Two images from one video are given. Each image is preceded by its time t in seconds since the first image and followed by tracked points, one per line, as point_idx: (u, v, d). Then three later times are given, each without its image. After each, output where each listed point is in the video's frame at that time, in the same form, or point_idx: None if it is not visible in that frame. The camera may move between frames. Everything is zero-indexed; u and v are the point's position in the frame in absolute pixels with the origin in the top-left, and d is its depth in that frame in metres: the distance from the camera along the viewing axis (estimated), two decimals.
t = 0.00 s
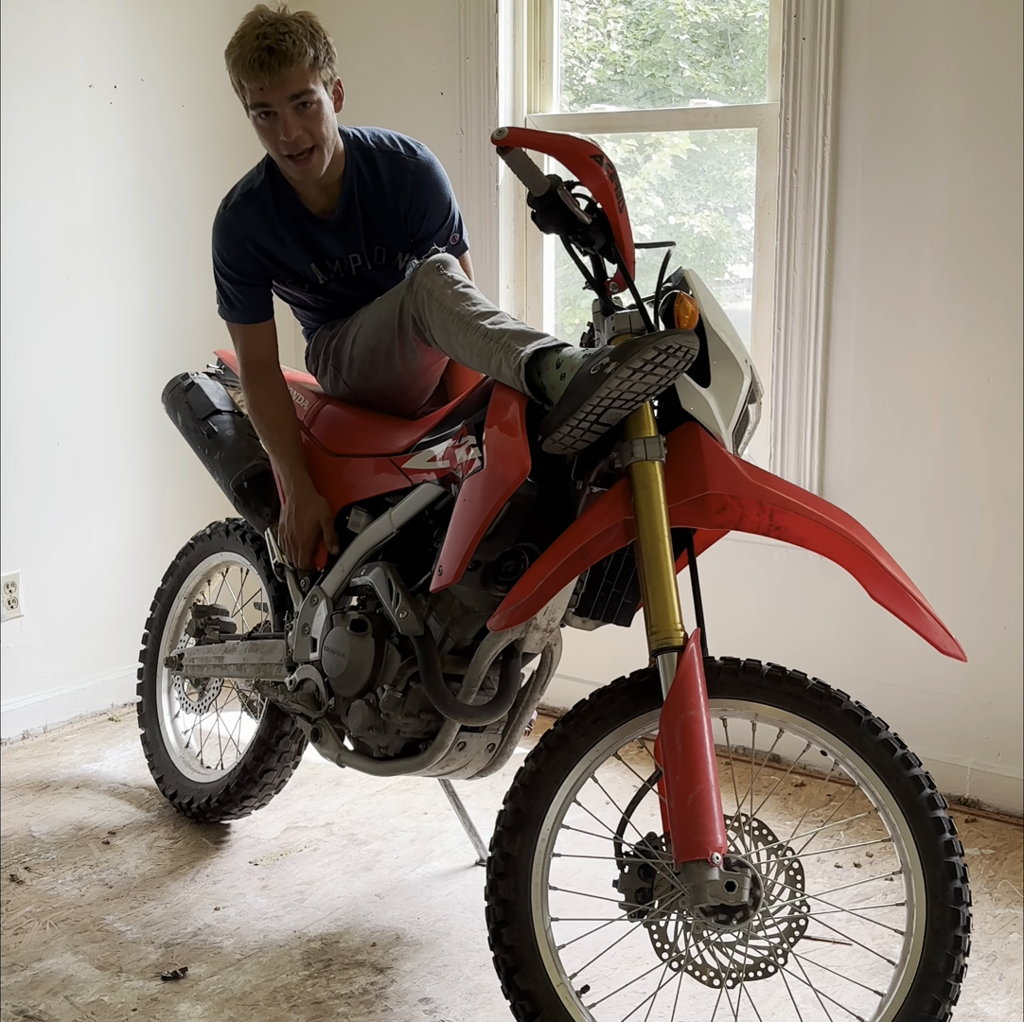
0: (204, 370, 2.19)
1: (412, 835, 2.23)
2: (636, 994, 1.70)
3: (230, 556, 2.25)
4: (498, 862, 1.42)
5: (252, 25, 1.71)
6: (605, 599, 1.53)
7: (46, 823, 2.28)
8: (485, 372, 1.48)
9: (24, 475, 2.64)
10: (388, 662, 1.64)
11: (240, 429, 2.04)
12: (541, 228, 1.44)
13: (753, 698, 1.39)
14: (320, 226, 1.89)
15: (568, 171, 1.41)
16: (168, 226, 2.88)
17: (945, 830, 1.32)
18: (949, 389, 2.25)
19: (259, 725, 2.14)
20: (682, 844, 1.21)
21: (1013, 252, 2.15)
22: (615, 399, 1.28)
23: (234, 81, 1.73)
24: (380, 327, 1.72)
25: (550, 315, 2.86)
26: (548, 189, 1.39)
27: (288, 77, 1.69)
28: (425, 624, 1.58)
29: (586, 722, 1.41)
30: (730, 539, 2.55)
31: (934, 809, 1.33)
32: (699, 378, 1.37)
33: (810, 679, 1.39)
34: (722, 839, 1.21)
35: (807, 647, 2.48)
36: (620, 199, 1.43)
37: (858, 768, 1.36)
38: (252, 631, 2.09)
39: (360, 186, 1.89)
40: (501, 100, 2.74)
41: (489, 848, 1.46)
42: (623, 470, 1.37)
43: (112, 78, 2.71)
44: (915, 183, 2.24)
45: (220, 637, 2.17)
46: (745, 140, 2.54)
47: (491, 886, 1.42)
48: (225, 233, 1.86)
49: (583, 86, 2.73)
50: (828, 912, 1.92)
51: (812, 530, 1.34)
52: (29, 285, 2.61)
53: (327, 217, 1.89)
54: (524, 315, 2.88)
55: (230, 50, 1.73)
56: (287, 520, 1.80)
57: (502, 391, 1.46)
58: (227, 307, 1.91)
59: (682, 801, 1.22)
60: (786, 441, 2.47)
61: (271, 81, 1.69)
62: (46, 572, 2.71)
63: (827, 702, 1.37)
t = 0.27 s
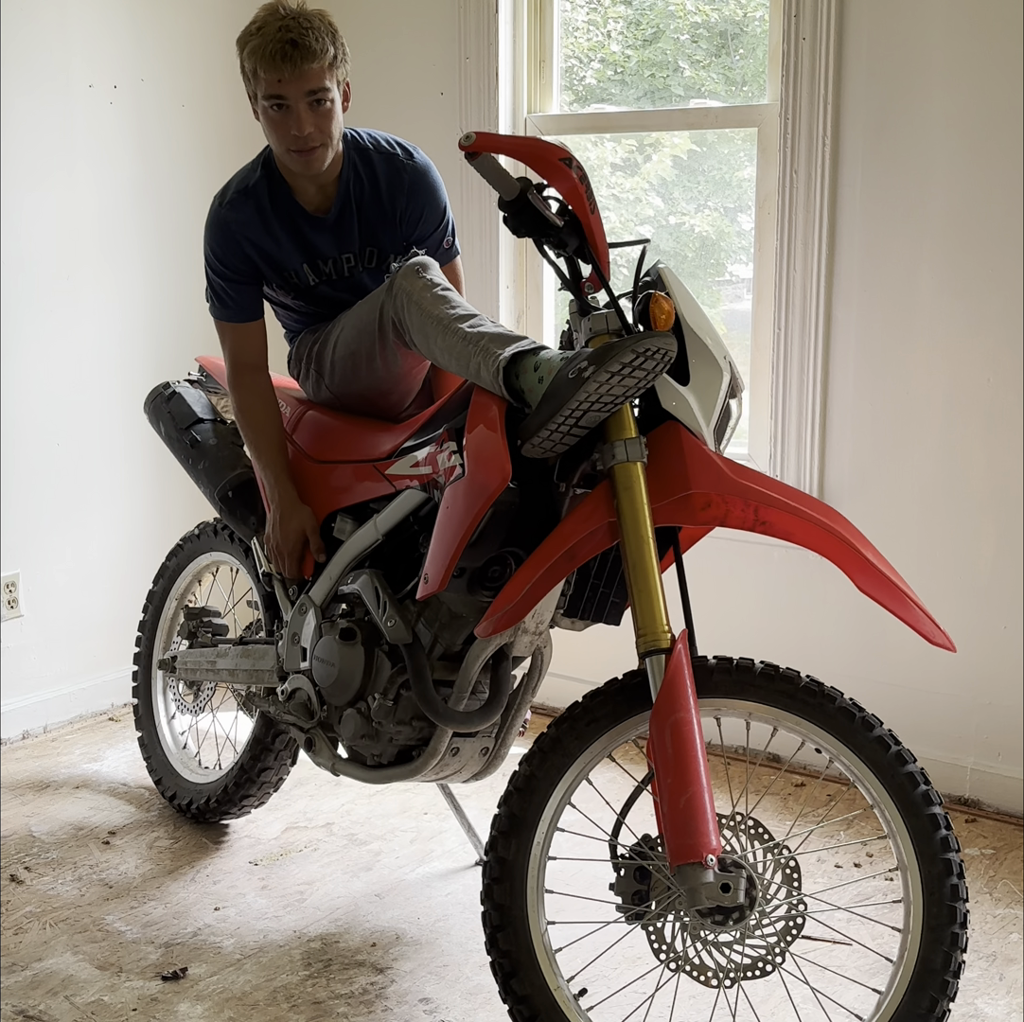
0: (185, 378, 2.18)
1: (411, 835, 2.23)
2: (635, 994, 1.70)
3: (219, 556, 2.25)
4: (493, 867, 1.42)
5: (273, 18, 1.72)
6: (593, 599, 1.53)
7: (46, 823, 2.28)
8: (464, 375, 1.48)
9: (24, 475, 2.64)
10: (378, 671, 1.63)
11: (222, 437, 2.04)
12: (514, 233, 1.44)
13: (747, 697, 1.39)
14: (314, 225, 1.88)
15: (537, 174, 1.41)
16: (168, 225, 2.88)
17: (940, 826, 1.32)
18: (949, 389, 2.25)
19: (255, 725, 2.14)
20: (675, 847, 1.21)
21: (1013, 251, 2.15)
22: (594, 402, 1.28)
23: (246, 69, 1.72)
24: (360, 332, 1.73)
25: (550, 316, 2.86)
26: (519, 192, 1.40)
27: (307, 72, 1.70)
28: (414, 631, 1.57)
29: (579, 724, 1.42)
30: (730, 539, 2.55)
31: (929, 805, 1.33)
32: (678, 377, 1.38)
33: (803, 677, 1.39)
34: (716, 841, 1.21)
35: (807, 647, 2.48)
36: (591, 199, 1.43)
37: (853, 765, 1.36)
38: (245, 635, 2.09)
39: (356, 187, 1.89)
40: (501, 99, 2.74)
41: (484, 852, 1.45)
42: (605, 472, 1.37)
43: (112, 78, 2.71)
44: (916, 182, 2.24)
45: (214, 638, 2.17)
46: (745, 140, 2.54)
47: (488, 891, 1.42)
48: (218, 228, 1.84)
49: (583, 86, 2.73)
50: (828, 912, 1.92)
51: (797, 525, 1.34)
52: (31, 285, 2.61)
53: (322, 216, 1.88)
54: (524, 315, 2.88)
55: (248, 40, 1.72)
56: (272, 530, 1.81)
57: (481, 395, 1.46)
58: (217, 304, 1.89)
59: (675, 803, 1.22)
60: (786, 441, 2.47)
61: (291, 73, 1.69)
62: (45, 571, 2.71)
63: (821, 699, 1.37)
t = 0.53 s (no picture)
0: (177, 382, 2.18)
1: (411, 835, 2.23)
2: (634, 994, 1.70)
3: (215, 556, 2.25)
4: (490, 870, 1.42)
5: (289, 20, 1.71)
6: (588, 600, 1.53)
7: (46, 823, 2.28)
8: (455, 376, 1.47)
9: (25, 475, 2.64)
10: (374, 675, 1.63)
11: (215, 440, 2.04)
12: (501, 234, 1.47)
13: (743, 697, 1.39)
14: (311, 228, 1.89)
15: (524, 176, 1.42)
16: (169, 225, 2.88)
17: (938, 824, 1.32)
18: (949, 388, 2.25)
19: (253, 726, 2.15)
20: (672, 849, 1.21)
21: (1013, 250, 2.15)
22: (584, 405, 1.29)
23: (259, 68, 1.71)
24: (352, 334, 1.73)
25: (550, 316, 2.86)
26: (505, 194, 1.43)
27: (323, 76, 1.69)
28: (409, 634, 1.57)
29: (575, 725, 1.42)
30: (729, 539, 2.55)
31: (927, 803, 1.33)
32: (669, 377, 1.37)
33: (799, 676, 1.39)
34: (712, 842, 1.21)
35: (807, 646, 2.48)
36: (579, 200, 1.43)
37: (850, 764, 1.36)
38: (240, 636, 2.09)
39: (354, 191, 1.90)
40: (501, 99, 2.74)
41: (481, 854, 1.46)
42: (597, 474, 1.37)
43: (112, 78, 2.71)
44: (915, 182, 2.24)
45: (211, 639, 2.17)
46: (745, 140, 2.54)
47: (485, 893, 1.43)
48: (216, 229, 1.84)
49: (583, 86, 2.73)
50: (828, 912, 1.92)
51: (791, 524, 1.33)
52: (31, 285, 2.61)
53: (319, 220, 1.89)
54: (525, 316, 2.88)
55: (263, 39, 1.72)
56: (265, 538, 1.81)
57: (472, 397, 1.46)
58: (213, 306, 1.88)
59: (671, 804, 1.22)
60: (786, 441, 2.47)
61: (307, 75, 1.68)
62: (46, 571, 2.71)
63: (817, 698, 1.37)
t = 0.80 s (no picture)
0: (177, 382, 2.19)
1: (411, 835, 2.23)
2: (634, 994, 1.70)
3: (215, 556, 2.25)
4: (490, 870, 1.42)
5: (283, 24, 1.71)
6: (588, 600, 1.53)
7: (46, 823, 2.28)
8: (455, 376, 1.48)
9: (25, 475, 2.64)
10: (374, 675, 1.63)
11: (215, 440, 2.04)
12: (501, 234, 1.47)
13: (743, 697, 1.39)
14: (309, 231, 1.88)
15: (525, 176, 1.42)
16: (168, 225, 2.88)
17: (938, 824, 1.32)
18: (949, 388, 2.25)
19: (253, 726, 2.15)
20: (673, 849, 1.21)
21: (1013, 251, 2.15)
22: (584, 407, 1.29)
23: (253, 72, 1.71)
24: (352, 333, 1.73)
25: (550, 316, 2.86)
26: (505, 193, 1.43)
27: (317, 81, 1.69)
28: (409, 634, 1.57)
29: (576, 725, 1.42)
30: (729, 539, 2.55)
31: (927, 803, 1.33)
32: (669, 376, 1.37)
33: (800, 675, 1.39)
34: (712, 842, 1.21)
35: (806, 646, 2.48)
36: (579, 200, 1.43)
37: (850, 764, 1.36)
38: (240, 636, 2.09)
39: (351, 193, 1.90)
40: (501, 99, 2.74)
41: (481, 855, 1.46)
42: (597, 474, 1.37)
43: (112, 78, 2.71)
44: (915, 181, 2.24)
45: (211, 639, 2.17)
46: (745, 140, 2.54)
47: (485, 893, 1.43)
48: (214, 232, 1.83)
49: (583, 86, 2.73)
50: (828, 912, 1.92)
51: (792, 524, 1.33)
52: (31, 285, 2.61)
53: (317, 222, 1.89)
54: (525, 316, 2.88)
55: (257, 44, 1.72)
56: (263, 540, 1.81)
57: (472, 397, 1.46)
58: (212, 309, 1.87)
59: (671, 804, 1.22)
60: (786, 441, 2.47)
61: (301, 81, 1.68)
62: (46, 571, 2.71)
63: (817, 698, 1.37)
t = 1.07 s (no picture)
0: (177, 382, 2.19)
1: (411, 835, 2.23)
2: (634, 994, 1.70)
3: (215, 556, 2.25)
4: (490, 870, 1.42)
5: (300, 21, 1.71)
6: (588, 600, 1.53)
7: (46, 823, 2.28)
8: (455, 375, 1.48)
9: (25, 475, 2.64)
10: (374, 675, 1.63)
11: (214, 441, 2.04)
12: (501, 234, 1.47)
13: (743, 697, 1.39)
14: (319, 230, 1.89)
15: (524, 176, 1.42)
16: (168, 225, 2.88)
17: (938, 824, 1.32)
18: (950, 388, 2.25)
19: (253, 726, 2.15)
20: (673, 849, 1.21)
21: (1012, 251, 2.15)
22: (583, 407, 1.29)
23: (268, 69, 1.71)
24: (354, 332, 1.73)
25: (550, 316, 2.86)
26: (505, 194, 1.43)
27: (332, 79, 1.69)
28: (409, 634, 1.57)
29: (576, 726, 1.42)
30: (729, 539, 2.55)
31: (927, 803, 1.33)
32: (669, 376, 1.37)
33: (800, 675, 1.39)
34: (712, 842, 1.21)
35: (806, 646, 2.48)
36: (579, 200, 1.43)
37: (850, 764, 1.36)
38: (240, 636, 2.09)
39: (362, 193, 1.90)
40: (501, 99, 2.74)
41: (481, 855, 1.46)
42: (597, 474, 1.37)
43: (112, 78, 2.71)
44: (915, 181, 2.24)
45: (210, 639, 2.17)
46: (745, 140, 2.54)
47: (485, 893, 1.43)
48: (224, 227, 1.84)
49: (583, 86, 2.73)
50: (828, 912, 1.92)
51: (791, 524, 1.33)
52: (31, 286, 2.61)
53: (327, 221, 1.89)
54: (525, 316, 2.88)
55: (273, 40, 1.71)
56: (263, 541, 1.81)
57: (472, 397, 1.46)
58: (219, 305, 1.88)
59: (671, 804, 1.22)
60: (785, 441, 2.47)
61: (316, 79, 1.68)
62: (46, 571, 2.71)
63: (817, 698, 1.37)
